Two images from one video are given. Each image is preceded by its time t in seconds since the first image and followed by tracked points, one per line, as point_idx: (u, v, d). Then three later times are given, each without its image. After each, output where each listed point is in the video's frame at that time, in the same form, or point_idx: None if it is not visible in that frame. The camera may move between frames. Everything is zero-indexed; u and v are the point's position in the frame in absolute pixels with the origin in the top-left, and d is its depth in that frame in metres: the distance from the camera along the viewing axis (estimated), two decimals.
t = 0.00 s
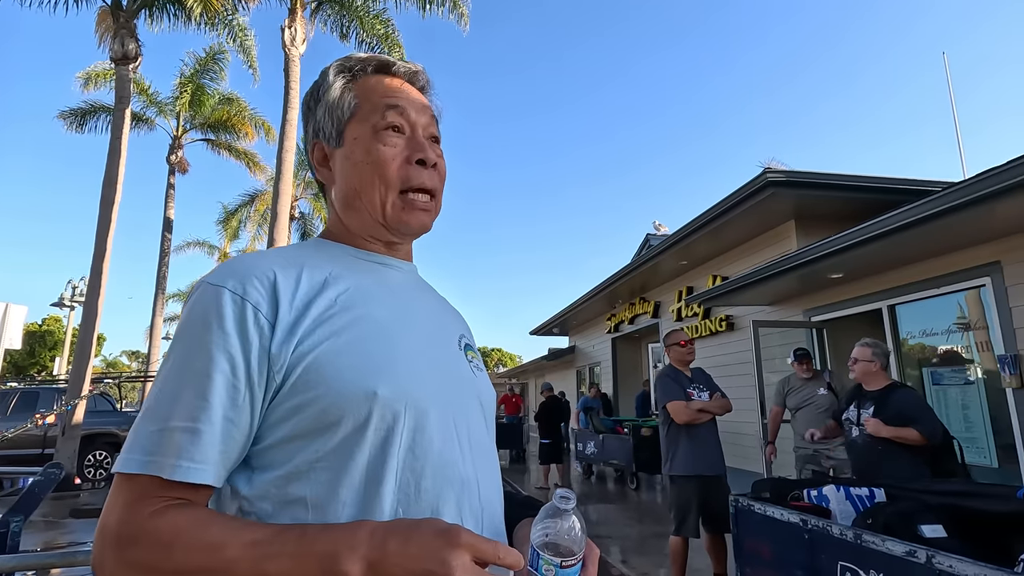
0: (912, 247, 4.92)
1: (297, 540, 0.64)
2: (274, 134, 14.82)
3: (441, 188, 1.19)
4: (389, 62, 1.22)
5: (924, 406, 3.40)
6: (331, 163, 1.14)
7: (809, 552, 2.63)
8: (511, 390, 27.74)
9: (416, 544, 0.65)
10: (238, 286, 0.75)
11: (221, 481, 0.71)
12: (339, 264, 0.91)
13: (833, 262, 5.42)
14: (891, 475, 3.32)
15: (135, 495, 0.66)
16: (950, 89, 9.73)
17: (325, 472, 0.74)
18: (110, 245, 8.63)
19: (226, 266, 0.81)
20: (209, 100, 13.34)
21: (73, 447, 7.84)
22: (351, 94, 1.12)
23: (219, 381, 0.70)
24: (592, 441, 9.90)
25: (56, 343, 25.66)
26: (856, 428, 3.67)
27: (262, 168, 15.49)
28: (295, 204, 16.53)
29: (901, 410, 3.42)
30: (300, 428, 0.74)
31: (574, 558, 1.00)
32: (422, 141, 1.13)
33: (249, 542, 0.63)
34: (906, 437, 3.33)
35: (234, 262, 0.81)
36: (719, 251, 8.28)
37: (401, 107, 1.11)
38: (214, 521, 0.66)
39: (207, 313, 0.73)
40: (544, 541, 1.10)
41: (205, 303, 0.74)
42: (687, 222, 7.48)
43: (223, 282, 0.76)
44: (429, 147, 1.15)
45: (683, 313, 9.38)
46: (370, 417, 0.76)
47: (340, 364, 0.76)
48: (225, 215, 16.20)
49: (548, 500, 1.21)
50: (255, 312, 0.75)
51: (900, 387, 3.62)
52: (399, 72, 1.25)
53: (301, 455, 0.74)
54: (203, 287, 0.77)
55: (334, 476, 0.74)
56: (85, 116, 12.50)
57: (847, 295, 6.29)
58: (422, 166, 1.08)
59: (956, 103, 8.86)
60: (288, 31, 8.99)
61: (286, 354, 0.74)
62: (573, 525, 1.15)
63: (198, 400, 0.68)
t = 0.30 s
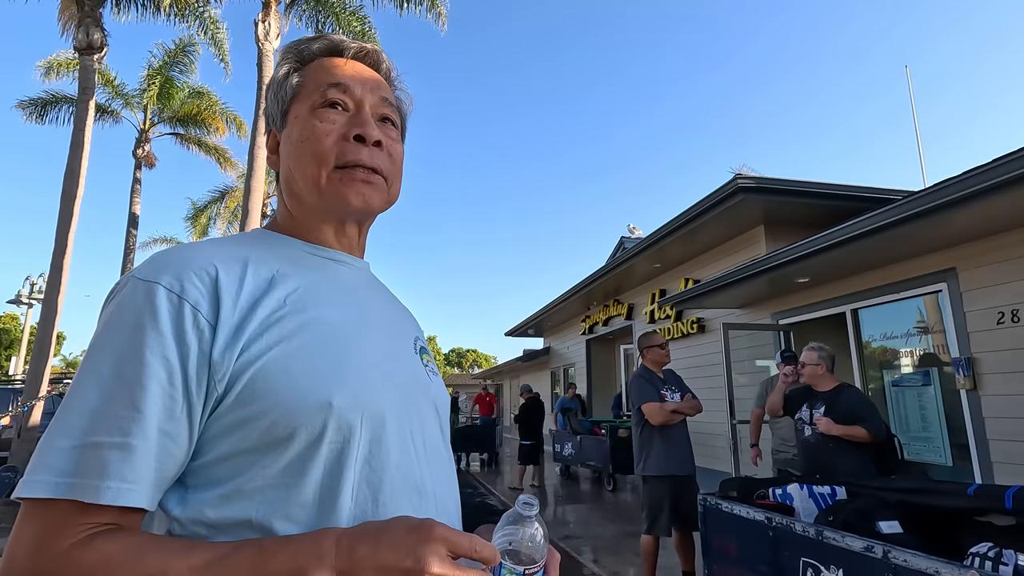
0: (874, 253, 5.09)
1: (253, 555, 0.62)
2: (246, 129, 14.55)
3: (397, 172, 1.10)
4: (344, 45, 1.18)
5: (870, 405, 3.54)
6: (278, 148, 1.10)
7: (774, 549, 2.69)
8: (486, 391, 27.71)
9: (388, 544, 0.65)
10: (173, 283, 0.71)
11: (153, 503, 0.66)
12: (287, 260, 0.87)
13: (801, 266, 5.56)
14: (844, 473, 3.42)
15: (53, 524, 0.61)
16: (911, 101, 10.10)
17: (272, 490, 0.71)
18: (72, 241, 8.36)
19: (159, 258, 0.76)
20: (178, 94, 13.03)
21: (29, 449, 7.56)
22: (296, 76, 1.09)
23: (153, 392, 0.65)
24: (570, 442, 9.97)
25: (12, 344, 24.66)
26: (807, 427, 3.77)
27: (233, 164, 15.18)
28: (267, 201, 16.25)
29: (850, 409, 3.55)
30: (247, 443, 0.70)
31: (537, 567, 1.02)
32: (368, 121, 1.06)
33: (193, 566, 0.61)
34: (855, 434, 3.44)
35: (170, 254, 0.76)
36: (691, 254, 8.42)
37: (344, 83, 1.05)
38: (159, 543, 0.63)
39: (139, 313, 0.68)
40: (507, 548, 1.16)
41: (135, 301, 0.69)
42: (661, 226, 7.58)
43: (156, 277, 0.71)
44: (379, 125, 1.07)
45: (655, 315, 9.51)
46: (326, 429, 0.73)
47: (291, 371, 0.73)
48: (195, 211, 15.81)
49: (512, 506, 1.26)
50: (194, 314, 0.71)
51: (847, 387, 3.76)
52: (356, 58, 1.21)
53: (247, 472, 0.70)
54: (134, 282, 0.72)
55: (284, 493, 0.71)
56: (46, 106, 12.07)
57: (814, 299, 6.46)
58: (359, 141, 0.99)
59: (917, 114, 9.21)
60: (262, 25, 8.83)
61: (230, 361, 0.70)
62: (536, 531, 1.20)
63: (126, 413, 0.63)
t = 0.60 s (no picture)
0: (839, 259, 5.22)
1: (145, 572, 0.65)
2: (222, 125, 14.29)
3: (333, 173, 1.14)
4: (283, 37, 1.20)
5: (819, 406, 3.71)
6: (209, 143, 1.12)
7: (735, 549, 2.75)
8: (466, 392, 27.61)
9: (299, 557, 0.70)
10: (78, 286, 0.74)
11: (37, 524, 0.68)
12: (206, 265, 0.92)
13: (770, 271, 5.67)
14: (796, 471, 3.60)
15: None
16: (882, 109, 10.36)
17: (171, 512, 0.74)
18: (37, 238, 8.13)
19: (61, 255, 0.78)
20: (152, 88, 12.75)
21: None
22: (229, 70, 1.11)
23: (47, 404, 0.67)
24: (551, 444, 9.99)
25: None
26: (762, 430, 3.96)
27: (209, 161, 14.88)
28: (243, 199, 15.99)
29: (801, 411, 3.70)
30: (147, 462, 0.74)
31: None
32: (303, 120, 1.09)
33: None
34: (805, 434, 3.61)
35: (79, 254, 0.79)
36: (666, 257, 8.53)
37: (278, 82, 1.08)
38: (53, 569, 0.65)
39: (39, 318, 0.70)
40: None
41: (39, 304, 0.72)
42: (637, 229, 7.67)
43: (60, 279, 0.74)
44: (315, 125, 1.11)
45: (632, 317, 9.60)
46: (235, 449, 0.78)
47: (202, 387, 0.77)
48: (168, 208, 15.50)
49: (417, 547, 1.25)
50: (101, 321, 0.74)
51: (796, 388, 3.92)
52: (297, 49, 1.23)
53: (146, 493, 0.73)
54: (33, 280, 0.73)
55: (184, 516, 0.75)
56: (12, 97, 11.72)
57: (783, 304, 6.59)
58: (291, 143, 1.03)
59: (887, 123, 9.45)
60: (238, 20, 8.69)
61: (135, 375, 0.73)
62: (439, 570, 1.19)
63: (16, 426, 0.65)
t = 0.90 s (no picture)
0: (825, 262, 5.26)
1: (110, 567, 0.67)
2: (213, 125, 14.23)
3: (304, 189, 1.19)
4: (261, 58, 1.23)
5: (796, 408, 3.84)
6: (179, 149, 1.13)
7: (715, 550, 2.76)
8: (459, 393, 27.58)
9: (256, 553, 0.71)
10: (36, 294, 0.75)
11: None
12: (168, 271, 0.93)
13: (757, 273, 5.71)
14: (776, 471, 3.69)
15: None
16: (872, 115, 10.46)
17: (129, 510, 0.75)
18: (24, 237, 8.09)
19: (22, 263, 0.80)
20: (143, 87, 12.70)
21: None
22: (208, 80, 1.13)
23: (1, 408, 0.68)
24: (545, 445, 10.02)
25: None
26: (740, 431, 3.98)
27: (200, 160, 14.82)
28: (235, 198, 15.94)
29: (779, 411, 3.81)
30: (105, 461, 0.75)
31: None
32: (281, 137, 1.13)
33: None
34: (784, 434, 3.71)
35: (41, 262, 0.80)
36: (656, 259, 8.56)
37: (261, 100, 1.12)
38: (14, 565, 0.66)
39: None
40: (386, 567, 1.17)
41: None
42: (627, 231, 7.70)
43: (18, 287, 0.75)
44: (291, 143, 1.15)
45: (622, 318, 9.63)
46: (193, 447, 0.79)
47: (159, 387, 0.78)
48: (159, 207, 15.45)
49: (390, 528, 1.26)
50: (57, 326, 0.75)
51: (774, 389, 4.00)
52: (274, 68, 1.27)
53: (106, 491, 0.75)
54: None
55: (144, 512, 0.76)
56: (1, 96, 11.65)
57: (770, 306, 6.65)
58: (272, 160, 1.08)
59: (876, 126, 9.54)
60: (229, 20, 8.68)
61: (92, 378, 0.75)
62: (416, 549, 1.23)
63: None
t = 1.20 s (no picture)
0: (833, 261, 5.25)
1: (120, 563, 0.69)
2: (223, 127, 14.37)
3: (309, 190, 1.21)
4: (251, 64, 1.25)
5: (811, 410, 3.77)
6: (187, 166, 1.16)
7: (723, 549, 2.76)
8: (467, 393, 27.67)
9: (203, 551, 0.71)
10: (63, 301, 0.78)
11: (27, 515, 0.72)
12: (188, 278, 0.96)
13: (765, 273, 5.69)
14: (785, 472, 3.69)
15: None
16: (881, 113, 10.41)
17: (149, 505, 0.78)
18: (40, 240, 8.22)
19: (49, 274, 0.82)
20: (154, 90, 12.85)
21: None
22: (202, 95, 1.15)
23: (29, 409, 0.71)
24: (557, 445, 10.05)
25: None
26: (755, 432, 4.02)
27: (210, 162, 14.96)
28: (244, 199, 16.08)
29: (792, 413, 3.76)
30: (125, 458, 0.78)
31: None
32: (281, 142, 1.16)
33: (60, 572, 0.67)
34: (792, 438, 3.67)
35: (67, 271, 0.83)
36: (664, 259, 8.55)
37: (255, 107, 1.14)
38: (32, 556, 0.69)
39: (24, 329, 0.75)
40: (391, 562, 1.20)
41: (24, 317, 0.76)
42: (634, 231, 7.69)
43: (46, 295, 0.78)
44: (291, 147, 1.17)
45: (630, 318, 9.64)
46: (210, 447, 0.82)
47: (178, 390, 0.82)
48: (170, 209, 15.64)
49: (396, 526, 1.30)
50: (82, 331, 0.78)
51: (788, 391, 3.99)
52: (264, 73, 1.29)
53: (128, 488, 0.78)
54: (23, 296, 0.78)
55: (161, 508, 0.79)
56: (16, 100, 11.83)
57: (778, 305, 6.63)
58: (275, 166, 1.10)
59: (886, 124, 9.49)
60: (239, 23, 8.77)
61: (114, 382, 0.78)
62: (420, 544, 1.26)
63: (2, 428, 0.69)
